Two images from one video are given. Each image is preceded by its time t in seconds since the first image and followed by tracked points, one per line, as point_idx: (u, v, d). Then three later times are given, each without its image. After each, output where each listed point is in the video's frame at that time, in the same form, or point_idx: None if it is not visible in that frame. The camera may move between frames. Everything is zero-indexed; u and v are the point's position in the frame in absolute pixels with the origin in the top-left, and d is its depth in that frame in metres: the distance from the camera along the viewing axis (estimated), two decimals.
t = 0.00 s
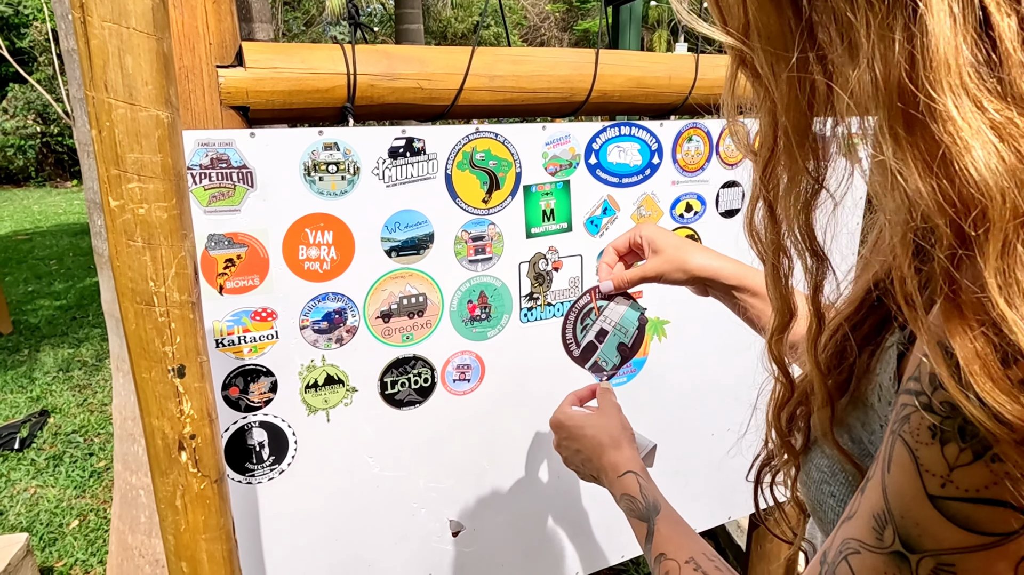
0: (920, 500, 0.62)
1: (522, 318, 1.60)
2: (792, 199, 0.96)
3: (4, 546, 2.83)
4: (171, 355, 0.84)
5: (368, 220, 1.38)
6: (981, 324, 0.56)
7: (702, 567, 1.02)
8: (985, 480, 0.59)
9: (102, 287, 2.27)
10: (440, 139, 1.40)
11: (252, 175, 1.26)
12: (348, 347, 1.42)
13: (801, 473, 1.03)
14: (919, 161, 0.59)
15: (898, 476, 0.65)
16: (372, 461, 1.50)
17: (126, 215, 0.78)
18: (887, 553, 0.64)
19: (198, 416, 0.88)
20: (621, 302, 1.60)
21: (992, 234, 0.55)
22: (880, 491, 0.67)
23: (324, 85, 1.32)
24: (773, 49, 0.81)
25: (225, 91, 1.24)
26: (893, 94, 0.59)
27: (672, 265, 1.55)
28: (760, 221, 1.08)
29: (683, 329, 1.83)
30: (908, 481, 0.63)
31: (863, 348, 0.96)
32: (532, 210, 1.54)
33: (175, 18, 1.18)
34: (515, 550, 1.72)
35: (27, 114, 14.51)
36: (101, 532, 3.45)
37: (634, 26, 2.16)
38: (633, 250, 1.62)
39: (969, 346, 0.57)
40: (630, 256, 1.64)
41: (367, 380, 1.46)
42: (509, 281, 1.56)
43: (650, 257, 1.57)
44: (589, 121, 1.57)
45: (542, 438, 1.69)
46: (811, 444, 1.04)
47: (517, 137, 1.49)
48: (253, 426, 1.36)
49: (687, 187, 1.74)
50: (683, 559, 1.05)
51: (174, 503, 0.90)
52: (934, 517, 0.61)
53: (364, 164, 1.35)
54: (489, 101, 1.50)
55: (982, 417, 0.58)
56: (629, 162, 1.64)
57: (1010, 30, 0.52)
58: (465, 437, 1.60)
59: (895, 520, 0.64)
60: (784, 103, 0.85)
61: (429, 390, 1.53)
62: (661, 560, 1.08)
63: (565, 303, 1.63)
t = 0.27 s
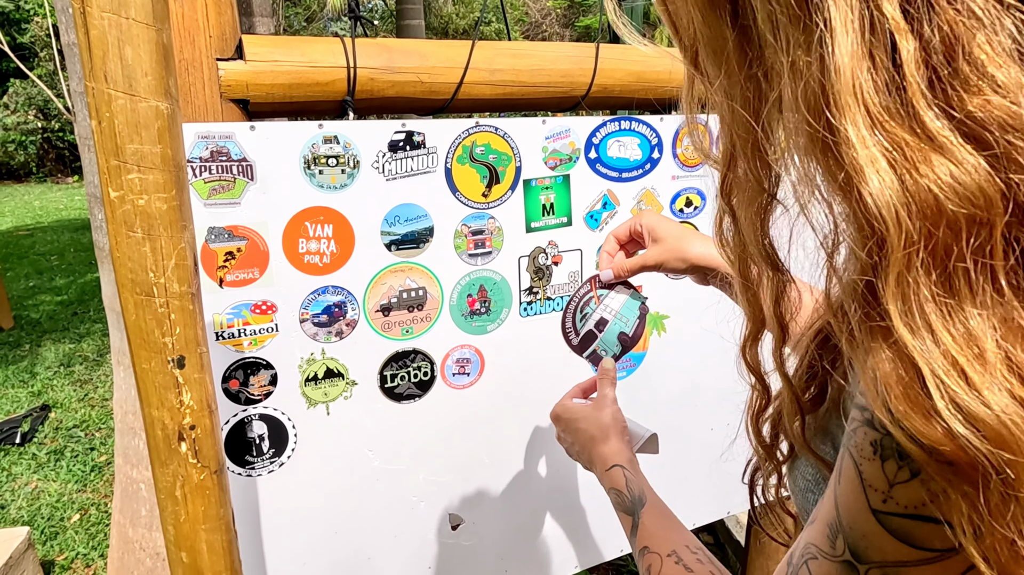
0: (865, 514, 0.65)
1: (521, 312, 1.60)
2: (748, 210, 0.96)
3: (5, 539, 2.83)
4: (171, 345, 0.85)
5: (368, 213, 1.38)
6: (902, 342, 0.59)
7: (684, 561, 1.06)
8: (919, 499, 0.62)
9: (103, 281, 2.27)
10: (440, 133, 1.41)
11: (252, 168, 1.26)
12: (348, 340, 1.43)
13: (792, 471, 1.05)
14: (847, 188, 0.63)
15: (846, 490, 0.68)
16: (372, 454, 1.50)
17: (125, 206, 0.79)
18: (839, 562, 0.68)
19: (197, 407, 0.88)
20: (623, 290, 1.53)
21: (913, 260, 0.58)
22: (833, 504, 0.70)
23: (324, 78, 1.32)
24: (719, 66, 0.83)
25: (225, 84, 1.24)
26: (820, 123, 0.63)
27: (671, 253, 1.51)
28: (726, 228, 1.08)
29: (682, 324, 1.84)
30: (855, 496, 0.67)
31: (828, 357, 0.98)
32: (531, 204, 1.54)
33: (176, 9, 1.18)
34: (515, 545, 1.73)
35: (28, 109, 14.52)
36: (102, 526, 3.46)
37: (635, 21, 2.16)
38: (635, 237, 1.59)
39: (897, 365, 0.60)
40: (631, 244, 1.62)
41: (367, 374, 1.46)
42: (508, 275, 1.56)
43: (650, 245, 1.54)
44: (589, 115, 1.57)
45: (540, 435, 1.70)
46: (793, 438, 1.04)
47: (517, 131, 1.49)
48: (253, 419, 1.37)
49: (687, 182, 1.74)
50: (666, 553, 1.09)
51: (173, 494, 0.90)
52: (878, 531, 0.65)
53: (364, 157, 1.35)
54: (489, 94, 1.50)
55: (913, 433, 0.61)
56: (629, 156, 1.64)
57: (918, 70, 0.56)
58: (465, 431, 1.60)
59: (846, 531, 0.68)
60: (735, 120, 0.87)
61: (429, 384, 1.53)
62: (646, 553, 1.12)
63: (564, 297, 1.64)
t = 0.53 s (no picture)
0: (824, 524, 0.67)
1: (521, 307, 1.61)
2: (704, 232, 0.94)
3: (5, 534, 2.84)
4: (172, 339, 0.85)
5: (367, 209, 1.38)
6: (825, 388, 0.62)
7: (676, 555, 1.05)
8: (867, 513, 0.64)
9: (103, 277, 2.28)
10: (439, 128, 1.41)
11: (251, 164, 1.26)
12: (348, 335, 1.43)
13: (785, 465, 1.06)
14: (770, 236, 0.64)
15: (807, 500, 0.70)
16: (371, 448, 1.51)
17: (127, 200, 0.79)
18: (807, 565, 0.71)
19: (198, 400, 0.89)
20: (618, 289, 1.64)
21: (827, 308, 0.61)
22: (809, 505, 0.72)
23: (323, 74, 1.33)
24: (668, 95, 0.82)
25: (225, 79, 1.25)
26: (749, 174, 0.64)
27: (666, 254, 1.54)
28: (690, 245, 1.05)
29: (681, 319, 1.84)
30: (814, 506, 0.68)
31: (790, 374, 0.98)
32: (530, 199, 1.55)
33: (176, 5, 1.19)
34: (515, 539, 1.73)
35: (26, 105, 14.49)
36: (102, 521, 3.47)
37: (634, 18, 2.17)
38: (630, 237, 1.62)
39: (821, 413, 0.62)
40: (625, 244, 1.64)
41: (367, 368, 1.47)
42: (507, 270, 1.57)
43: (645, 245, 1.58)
44: (588, 111, 1.58)
45: (539, 431, 1.71)
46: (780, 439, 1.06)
47: (516, 127, 1.50)
48: (253, 413, 1.37)
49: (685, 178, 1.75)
50: (656, 547, 1.08)
51: (174, 486, 0.91)
52: (838, 540, 0.66)
53: (363, 153, 1.35)
54: (488, 90, 1.50)
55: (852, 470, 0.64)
56: (627, 152, 1.64)
57: (827, 123, 0.58)
58: (464, 425, 1.61)
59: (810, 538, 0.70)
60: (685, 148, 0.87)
61: (428, 378, 1.54)
62: (637, 548, 1.11)
63: (563, 292, 1.64)
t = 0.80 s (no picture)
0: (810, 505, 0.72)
1: (524, 301, 1.62)
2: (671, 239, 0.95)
3: (6, 529, 2.84)
4: (184, 329, 0.86)
5: (373, 202, 1.39)
6: (772, 396, 0.68)
7: (671, 539, 1.08)
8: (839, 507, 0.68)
9: (105, 272, 2.28)
10: (444, 122, 1.42)
11: (258, 157, 1.27)
12: (353, 328, 1.44)
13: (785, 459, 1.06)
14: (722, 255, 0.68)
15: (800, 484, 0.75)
16: (376, 441, 1.52)
17: (139, 191, 0.80)
18: (790, 541, 0.76)
19: (209, 389, 0.90)
20: (619, 288, 1.70)
21: (777, 324, 0.65)
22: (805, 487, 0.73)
23: (329, 67, 1.33)
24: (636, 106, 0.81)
25: (231, 72, 1.25)
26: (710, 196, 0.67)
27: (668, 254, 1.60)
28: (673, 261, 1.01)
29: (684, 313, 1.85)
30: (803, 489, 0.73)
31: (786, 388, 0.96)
32: (534, 193, 1.56)
33: None
34: (515, 532, 1.74)
35: (22, 101, 14.44)
36: (102, 516, 3.47)
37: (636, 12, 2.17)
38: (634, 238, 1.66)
39: (770, 418, 0.68)
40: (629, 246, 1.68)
41: (372, 361, 1.48)
42: (511, 264, 1.57)
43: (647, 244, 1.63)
44: (591, 106, 1.59)
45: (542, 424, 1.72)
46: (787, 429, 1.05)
47: (520, 121, 1.50)
48: (259, 405, 1.38)
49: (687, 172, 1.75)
50: (653, 531, 1.11)
51: (185, 476, 0.92)
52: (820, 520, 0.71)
53: (368, 146, 1.36)
54: (493, 84, 1.51)
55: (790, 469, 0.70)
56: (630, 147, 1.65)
57: (782, 156, 0.60)
58: (468, 418, 1.62)
59: (795, 514, 0.75)
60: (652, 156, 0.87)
61: (432, 371, 1.54)
62: (635, 533, 1.14)
63: (566, 286, 1.65)
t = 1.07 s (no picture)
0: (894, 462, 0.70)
1: (554, 287, 1.61)
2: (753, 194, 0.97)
3: (16, 524, 2.82)
4: (240, 306, 0.85)
5: (406, 186, 1.38)
6: (845, 319, 0.69)
7: (735, 502, 1.12)
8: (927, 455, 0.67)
9: (120, 262, 2.26)
10: (478, 105, 1.41)
11: (295, 139, 1.25)
12: (386, 314, 1.43)
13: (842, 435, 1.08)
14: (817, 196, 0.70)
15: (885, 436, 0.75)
16: (407, 428, 1.51)
17: (199, 164, 0.78)
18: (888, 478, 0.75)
19: (264, 368, 0.89)
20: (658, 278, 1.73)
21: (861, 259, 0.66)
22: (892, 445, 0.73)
23: (364, 49, 1.32)
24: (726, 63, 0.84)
25: (269, 53, 1.23)
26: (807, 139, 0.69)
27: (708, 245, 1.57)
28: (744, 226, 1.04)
29: (709, 301, 1.88)
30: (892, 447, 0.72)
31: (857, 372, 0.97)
32: (565, 179, 1.55)
33: None
34: (542, 520, 1.74)
35: (17, 97, 14.34)
36: (110, 511, 3.45)
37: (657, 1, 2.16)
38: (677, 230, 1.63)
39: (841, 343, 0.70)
40: (670, 237, 1.66)
41: (404, 347, 1.47)
42: (542, 250, 1.56)
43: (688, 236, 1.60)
44: (622, 91, 1.58)
45: (579, 399, 1.72)
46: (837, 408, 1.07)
47: (553, 105, 1.49)
48: (293, 391, 1.36)
49: (715, 159, 1.74)
50: (717, 496, 1.15)
51: (238, 457, 0.90)
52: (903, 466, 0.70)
53: (403, 129, 1.35)
54: (525, 68, 1.50)
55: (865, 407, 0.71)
56: (660, 132, 1.64)
57: (881, 100, 0.62)
58: (498, 405, 1.61)
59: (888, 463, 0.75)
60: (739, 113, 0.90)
61: (464, 357, 1.53)
62: (697, 500, 1.17)
63: (596, 273, 1.64)
